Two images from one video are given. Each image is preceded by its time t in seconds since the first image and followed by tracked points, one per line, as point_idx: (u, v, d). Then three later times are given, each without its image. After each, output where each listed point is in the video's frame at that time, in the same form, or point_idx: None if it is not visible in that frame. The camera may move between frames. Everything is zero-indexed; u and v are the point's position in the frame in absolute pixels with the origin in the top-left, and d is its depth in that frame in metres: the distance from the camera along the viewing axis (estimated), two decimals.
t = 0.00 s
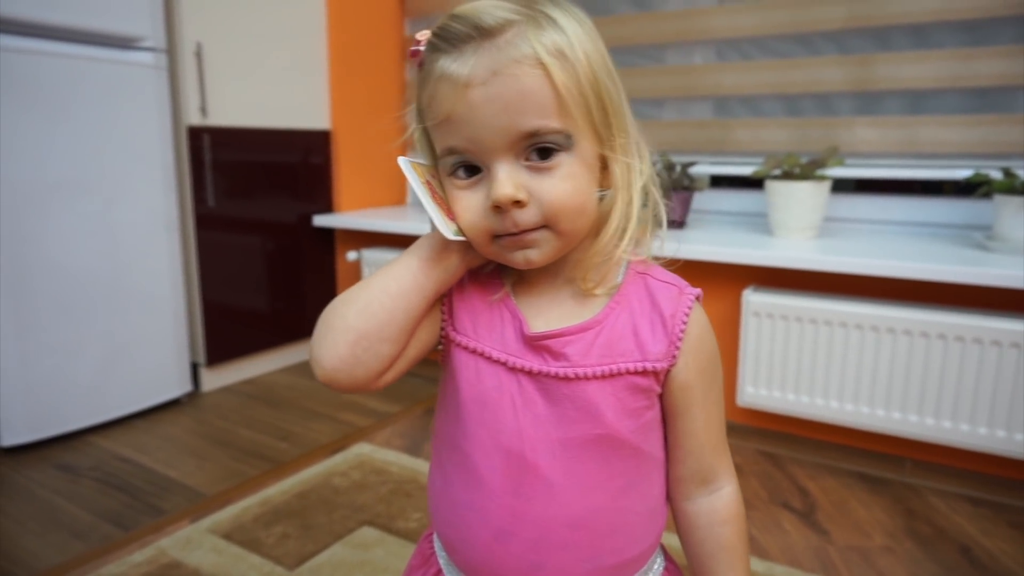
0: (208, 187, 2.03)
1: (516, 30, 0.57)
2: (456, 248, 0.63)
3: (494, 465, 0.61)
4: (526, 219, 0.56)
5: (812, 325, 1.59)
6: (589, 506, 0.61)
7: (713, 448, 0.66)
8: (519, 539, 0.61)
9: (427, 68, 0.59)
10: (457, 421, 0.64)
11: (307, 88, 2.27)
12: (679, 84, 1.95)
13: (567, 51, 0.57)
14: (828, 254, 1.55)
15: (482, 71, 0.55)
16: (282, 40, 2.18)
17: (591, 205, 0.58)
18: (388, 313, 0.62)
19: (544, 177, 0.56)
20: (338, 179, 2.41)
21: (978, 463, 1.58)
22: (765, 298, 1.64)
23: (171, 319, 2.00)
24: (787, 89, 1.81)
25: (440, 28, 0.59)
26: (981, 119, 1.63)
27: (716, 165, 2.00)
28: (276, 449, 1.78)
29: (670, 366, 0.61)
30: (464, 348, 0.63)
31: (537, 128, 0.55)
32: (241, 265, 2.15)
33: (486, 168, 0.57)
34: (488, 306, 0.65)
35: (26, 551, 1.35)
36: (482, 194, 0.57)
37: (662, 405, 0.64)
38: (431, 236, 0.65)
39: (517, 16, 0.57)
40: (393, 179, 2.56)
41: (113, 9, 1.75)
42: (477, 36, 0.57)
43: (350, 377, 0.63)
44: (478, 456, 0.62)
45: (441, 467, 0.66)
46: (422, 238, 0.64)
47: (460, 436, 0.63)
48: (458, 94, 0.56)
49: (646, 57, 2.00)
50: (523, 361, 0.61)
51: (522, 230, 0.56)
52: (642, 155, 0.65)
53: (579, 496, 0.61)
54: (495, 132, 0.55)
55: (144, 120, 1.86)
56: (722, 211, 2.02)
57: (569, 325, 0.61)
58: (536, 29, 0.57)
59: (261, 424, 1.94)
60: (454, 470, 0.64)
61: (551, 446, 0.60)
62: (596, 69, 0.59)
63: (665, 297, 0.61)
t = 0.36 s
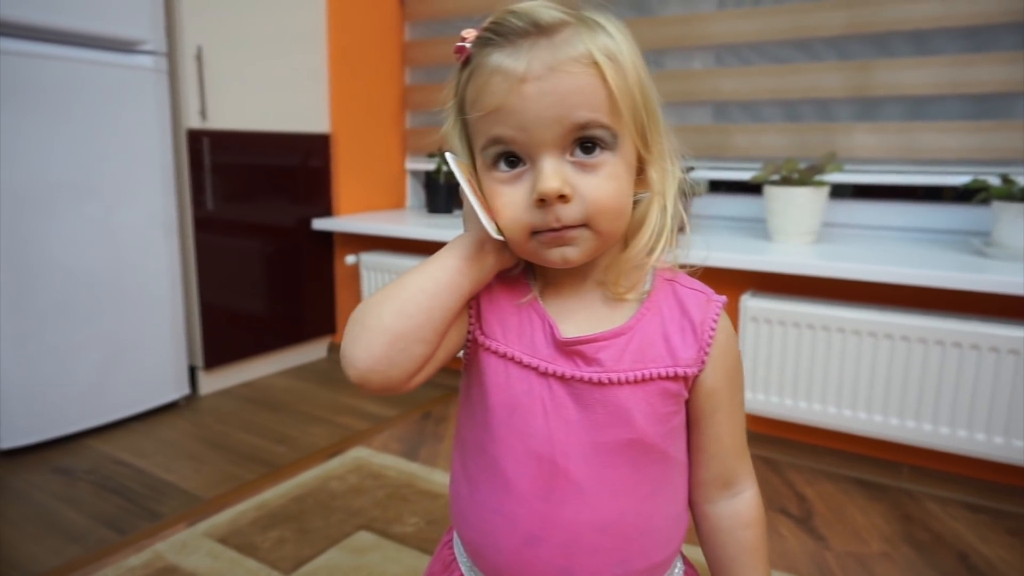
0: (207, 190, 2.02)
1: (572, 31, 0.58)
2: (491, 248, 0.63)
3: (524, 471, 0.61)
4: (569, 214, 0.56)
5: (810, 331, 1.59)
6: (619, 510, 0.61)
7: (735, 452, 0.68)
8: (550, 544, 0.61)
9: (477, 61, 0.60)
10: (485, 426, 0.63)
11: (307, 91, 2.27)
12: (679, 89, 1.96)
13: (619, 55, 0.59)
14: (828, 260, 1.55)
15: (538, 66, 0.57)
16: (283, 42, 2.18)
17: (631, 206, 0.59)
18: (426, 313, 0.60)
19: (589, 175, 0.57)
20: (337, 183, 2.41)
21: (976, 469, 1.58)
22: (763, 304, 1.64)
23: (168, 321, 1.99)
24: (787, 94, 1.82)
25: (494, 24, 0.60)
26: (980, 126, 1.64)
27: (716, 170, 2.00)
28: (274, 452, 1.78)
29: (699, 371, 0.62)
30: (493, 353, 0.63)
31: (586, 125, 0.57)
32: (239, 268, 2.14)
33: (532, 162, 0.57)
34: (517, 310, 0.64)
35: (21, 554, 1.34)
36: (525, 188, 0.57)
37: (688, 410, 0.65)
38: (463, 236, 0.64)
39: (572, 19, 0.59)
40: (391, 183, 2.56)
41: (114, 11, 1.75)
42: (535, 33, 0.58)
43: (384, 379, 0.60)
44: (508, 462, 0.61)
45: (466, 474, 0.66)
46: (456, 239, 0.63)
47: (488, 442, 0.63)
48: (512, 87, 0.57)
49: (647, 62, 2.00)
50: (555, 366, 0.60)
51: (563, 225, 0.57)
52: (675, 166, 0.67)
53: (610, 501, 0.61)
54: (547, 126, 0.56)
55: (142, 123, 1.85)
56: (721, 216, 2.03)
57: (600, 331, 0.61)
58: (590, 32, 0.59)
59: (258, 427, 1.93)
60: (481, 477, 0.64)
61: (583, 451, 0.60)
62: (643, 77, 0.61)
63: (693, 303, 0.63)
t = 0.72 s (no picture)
0: (197, 193, 2.01)
1: (585, 32, 0.60)
2: (504, 251, 0.63)
3: (543, 481, 0.61)
4: (583, 214, 0.57)
5: (801, 333, 1.60)
6: (640, 516, 0.61)
7: (751, 456, 0.69)
8: (572, 553, 0.61)
9: (490, 62, 0.61)
10: (501, 436, 0.63)
11: (298, 93, 2.26)
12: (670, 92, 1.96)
13: (630, 56, 0.60)
14: (818, 262, 1.56)
15: (552, 65, 0.57)
16: (274, 45, 2.17)
17: (643, 206, 0.60)
18: (440, 317, 0.60)
19: (603, 174, 0.58)
20: (329, 186, 2.40)
21: (966, 472, 1.57)
22: (753, 306, 1.65)
23: (158, 325, 1.98)
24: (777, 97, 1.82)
25: (507, 24, 0.61)
26: (969, 129, 1.64)
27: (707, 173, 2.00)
28: (264, 456, 1.77)
29: (715, 374, 0.63)
30: (507, 360, 0.63)
31: (599, 125, 0.58)
32: (229, 271, 2.13)
33: (545, 162, 0.58)
34: (530, 316, 0.64)
35: (7, 560, 1.33)
36: (538, 188, 0.58)
37: (704, 414, 0.66)
38: (477, 238, 0.64)
39: (585, 19, 0.61)
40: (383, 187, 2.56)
41: (102, 13, 1.74)
42: (547, 34, 0.59)
43: (399, 385, 0.60)
44: (526, 471, 0.61)
45: (483, 484, 0.66)
46: (470, 241, 0.63)
47: (505, 451, 0.63)
48: (526, 86, 0.58)
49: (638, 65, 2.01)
50: (571, 373, 0.61)
51: (577, 225, 0.57)
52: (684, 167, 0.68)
53: (631, 507, 0.61)
54: (560, 125, 0.57)
55: (131, 125, 1.84)
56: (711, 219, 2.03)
57: (615, 336, 0.62)
58: (602, 33, 0.60)
59: (248, 431, 1.92)
60: (499, 487, 0.64)
61: (602, 459, 0.60)
62: (654, 78, 0.62)
63: (708, 306, 0.64)
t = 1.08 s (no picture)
0: (192, 190, 2.01)
1: (593, 30, 0.61)
2: (514, 248, 0.63)
3: (557, 477, 0.61)
4: (596, 211, 0.58)
5: (795, 332, 1.60)
6: (652, 508, 0.63)
7: (748, 445, 0.71)
8: (589, 548, 0.62)
9: (498, 59, 0.61)
10: (511, 434, 0.63)
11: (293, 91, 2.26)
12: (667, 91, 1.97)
13: (637, 53, 0.62)
14: (813, 261, 1.56)
15: (563, 63, 0.58)
16: (269, 41, 2.17)
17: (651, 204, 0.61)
18: (455, 317, 0.59)
19: (613, 172, 0.59)
20: (324, 186, 2.40)
21: (959, 469, 1.58)
22: (749, 305, 1.65)
23: (153, 322, 1.97)
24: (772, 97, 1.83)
25: (513, 22, 0.62)
26: (964, 129, 1.65)
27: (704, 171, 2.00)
28: (258, 453, 1.76)
29: (718, 367, 0.65)
30: (515, 358, 0.63)
31: (610, 123, 0.59)
32: (225, 267, 2.13)
33: (555, 160, 0.58)
34: (536, 314, 0.65)
35: None
36: (549, 186, 0.58)
37: (706, 405, 0.68)
38: (483, 237, 0.63)
39: (592, 18, 0.62)
40: (378, 185, 2.56)
41: (96, 8, 1.73)
42: (556, 31, 0.60)
43: (415, 388, 0.59)
44: (539, 469, 0.62)
45: (492, 484, 0.65)
46: (479, 240, 0.63)
47: (516, 450, 0.63)
48: (537, 84, 0.58)
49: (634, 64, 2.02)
50: (582, 369, 0.61)
51: (590, 223, 0.58)
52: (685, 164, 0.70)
53: (643, 499, 0.62)
54: (572, 124, 0.57)
55: (126, 121, 1.83)
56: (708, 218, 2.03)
57: (624, 333, 0.63)
58: (609, 30, 0.61)
59: (242, 428, 1.92)
60: (510, 486, 0.64)
61: (615, 453, 0.61)
62: (658, 77, 0.64)
63: (710, 300, 0.66)
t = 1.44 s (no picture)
0: (181, 193, 2.00)
1: (563, 32, 0.62)
2: (507, 259, 0.63)
3: (565, 485, 0.61)
4: (586, 211, 0.58)
5: (785, 332, 1.61)
6: (659, 506, 0.63)
7: (742, 437, 0.73)
8: (601, 553, 0.62)
9: (473, 70, 0.62)
10: (513, 446, 0.63)
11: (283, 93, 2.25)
12: (656, 92, 1.97)
13: (607, 52, 0.64)
14: (803, 261, 1.56)
15: (539, 66, 0.59)
16: (258, 44, 2.16)
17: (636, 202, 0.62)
18: (452, 332, 0.59)
19: (598, 170, 0.59)
20: (315, 188, 2.38)
21: (948, 467, 1.59)
22: (738, 305, 1.66)
23: (142, 325, 1.96)
24: (761, 98, 1.84)
25: (484, 33, 0.63)
26: (949, 130, 1.66)
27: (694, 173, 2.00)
28: (249, 457, 1.76)
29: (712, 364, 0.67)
30: (513, 368, 0.63)
31: (592, 123, 0.59)
32: (215, 270, 2.12)
33: (540, 163, 0.58)
34: (530, 323, 0.65)
35: None
36: (537, 190, 0.58)
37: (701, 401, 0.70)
38: (474, 250, 0.63)
39: (561, 22, 0.64)
40: (368, 187, 2.55)
41: (83, 10, 1.72)
42: (527, 36, 0.62)
43: (415, 406, 0.58)
44: (545, 478, 0.61)
45: (496, 497, 0.65)
46: (469, 252, 0.63)
47: (519, 461, 0.62)
48: (516, 89, 0.59)
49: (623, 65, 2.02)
50: (581, 374, 0.62)
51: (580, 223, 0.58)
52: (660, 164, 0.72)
53: (650, 499, 0.63)
54: (556, 125, 0.58)
55: (115, 124, 1.83)
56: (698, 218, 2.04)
57: (619, 335, 0.64)
58: (579, 33, 0.63)
59: (233, 432, 1.91)
60: (515, 498, 0.63)
61: (619, 455, 0.62)
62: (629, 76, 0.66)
63: (699, 297, 0.68)
